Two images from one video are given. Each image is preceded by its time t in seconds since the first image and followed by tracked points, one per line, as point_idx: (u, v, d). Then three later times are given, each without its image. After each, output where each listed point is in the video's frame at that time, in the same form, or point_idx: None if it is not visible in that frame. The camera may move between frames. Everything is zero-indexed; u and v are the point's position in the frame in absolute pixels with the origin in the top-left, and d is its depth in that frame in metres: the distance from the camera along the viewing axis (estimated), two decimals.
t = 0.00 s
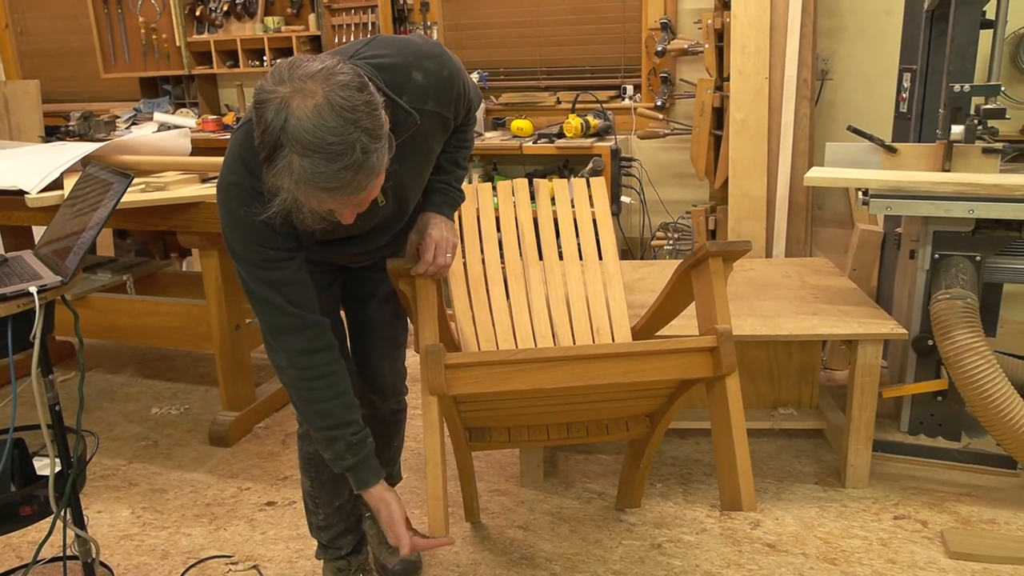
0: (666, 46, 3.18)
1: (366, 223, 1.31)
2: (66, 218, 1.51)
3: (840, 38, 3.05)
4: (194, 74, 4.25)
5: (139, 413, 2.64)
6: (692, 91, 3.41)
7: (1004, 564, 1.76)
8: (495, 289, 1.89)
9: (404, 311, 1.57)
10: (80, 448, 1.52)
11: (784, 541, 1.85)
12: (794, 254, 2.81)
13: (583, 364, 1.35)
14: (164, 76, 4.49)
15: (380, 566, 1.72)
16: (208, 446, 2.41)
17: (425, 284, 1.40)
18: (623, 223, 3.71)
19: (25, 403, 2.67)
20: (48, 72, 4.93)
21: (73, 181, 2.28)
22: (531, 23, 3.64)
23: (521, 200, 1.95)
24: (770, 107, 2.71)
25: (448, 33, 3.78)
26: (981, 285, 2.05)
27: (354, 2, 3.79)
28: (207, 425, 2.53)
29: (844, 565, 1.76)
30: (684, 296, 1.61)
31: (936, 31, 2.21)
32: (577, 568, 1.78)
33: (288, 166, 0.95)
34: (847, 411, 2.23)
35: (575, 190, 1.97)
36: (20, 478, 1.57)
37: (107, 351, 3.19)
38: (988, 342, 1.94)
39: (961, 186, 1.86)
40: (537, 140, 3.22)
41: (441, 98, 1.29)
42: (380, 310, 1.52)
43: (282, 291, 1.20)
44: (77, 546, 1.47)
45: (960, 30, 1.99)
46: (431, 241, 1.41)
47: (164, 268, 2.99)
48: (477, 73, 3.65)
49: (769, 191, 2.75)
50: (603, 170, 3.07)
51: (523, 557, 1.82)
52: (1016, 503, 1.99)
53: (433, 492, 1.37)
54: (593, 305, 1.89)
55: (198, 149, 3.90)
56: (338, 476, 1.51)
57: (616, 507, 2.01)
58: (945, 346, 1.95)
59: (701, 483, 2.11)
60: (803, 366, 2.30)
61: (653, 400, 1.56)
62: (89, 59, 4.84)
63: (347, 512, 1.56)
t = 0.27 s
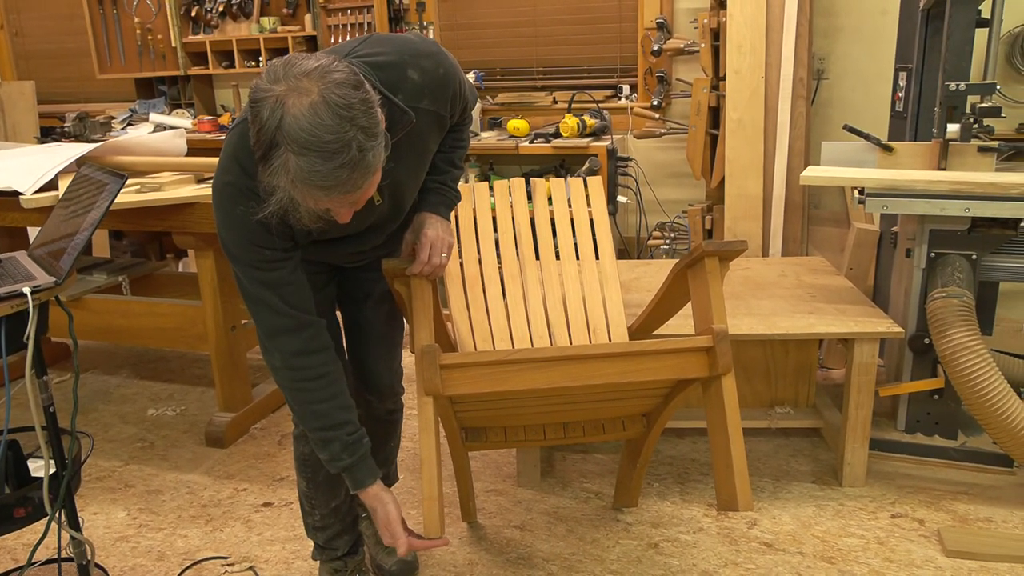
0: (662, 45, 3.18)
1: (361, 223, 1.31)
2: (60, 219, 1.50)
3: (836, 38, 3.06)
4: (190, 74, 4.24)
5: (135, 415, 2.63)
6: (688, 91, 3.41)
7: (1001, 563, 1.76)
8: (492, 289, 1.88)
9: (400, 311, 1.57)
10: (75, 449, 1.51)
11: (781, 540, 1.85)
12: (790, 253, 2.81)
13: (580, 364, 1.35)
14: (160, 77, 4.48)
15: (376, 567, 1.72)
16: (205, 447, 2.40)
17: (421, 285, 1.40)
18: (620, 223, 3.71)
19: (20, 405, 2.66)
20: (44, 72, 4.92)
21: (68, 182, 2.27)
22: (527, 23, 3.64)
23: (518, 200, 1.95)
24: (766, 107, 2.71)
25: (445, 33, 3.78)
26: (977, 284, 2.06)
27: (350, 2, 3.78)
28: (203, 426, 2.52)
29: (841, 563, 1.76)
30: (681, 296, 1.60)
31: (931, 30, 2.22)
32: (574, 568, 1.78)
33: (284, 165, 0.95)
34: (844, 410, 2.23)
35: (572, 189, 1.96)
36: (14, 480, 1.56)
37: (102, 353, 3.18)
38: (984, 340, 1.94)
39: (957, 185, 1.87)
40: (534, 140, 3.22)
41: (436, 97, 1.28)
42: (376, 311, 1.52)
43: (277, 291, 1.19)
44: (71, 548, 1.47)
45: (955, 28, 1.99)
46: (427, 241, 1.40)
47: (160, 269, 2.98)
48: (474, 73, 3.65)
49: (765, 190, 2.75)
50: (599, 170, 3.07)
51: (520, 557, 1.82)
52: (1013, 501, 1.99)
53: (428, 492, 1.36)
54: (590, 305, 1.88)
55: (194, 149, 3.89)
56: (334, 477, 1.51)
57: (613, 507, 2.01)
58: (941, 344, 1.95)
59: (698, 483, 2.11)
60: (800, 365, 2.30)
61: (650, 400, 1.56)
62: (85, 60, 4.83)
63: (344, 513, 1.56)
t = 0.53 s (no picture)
0: (656, 44, 3.17)
1: (356, 222, 1.30)
2: (53, 221, 1.49)
3: (830, 34, 3.05)
4: (183, 75, 4.23)
5: (130, 416, 2.62)
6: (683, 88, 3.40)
7: (997, 558, 1.76)
8: (488, 288, 1.88)
9: (396, 311, 1.56)
10: (69, 451, 1.49)
11: (778, 537, 1.85)
12: (786, 250, 2.81)
13: (577, 364, 1.34)
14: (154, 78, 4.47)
15: (373, 567, 1.71)
16: (200, 449, 2.39)
17: (417, 285, 1.39)
18: (615, 221, 3.71)
19: (15, 407, 2.65)
20: (37, 74, 4.91)
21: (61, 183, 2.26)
22: (521, 21, 3.64)
23: (514, 199, 1.95)
24: (760, 104, 2.71)
25: (439, 32, 3.77)
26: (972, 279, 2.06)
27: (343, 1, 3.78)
28: (198, 427, 2.52)
29: (838, 560, 1.76)
30: (678, 294, 1.60)
31: (925, 26, 2.22)
32: (571, 566, 1.78)
33: (277, 165, 0.94)
34: (840, 407, 2.23)
35: (568, 188, 1.96)
36: (8, 482, 1.52)
37: (97, 355, 3.17)
38: (979, 336, 1.94)
39: (952, 180, 1.87)
40: (528, 138, 3.22)
41: (431, 96, 1.28)
42: (371, 311, 1.51)
43: (270, 292, 1.19)
44: (66, 550, 1.46)
45: (949, 24, 1.99)
46: (422, 241, 1.40)
47: (155, 270, 2.97)
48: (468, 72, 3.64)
49: (760, 187, 2.75)
50: (594, 168, 3.07)
51: (517, 556, 1.82)
52: (1009, 496, 1.99)
53: (427, 491, 1.35)
54: (586, 304, 1.88)
55: (188, 150, 3.88)
56: (330, 477, 1.50)
57: (610, 505, 2.01)
58: (936, 340, 1.95)
59: (694, 480, 2.11)
60: (796, 362, 2.30)
61: (647, 398, 1.56)
62: (78, 61, 4.81)
63: (340, 513, 1.55)
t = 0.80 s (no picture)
0: (651, 40, 3.15)
1: (352, 220, 1.30)
2: (47, 221, 1.49)
3: (826, 31, 3.06)
4: (178, 74, 4.22)
5: (127, 416, 2.62)
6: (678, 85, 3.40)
7: (994, 553, 1.76)
8: (485, 286, 1.88)
9: (393, 309, 1.56)
10: (65, 451, 1.49)
11: (775, 533, 1.85)
12: (782, 246, 2.81)
13: (575, 362, 1.34)
14: (148, 77, 4.46)
15: (371, 566, 1.71)
16: (197, 448, 2.39)
17: (414, 282, 1.39)
18: (612, 219, 3.71)
19: (11, 408, 2.64)
20: (31, 73, 4.89)
21: (55, 183, 2.26)
22: (517, 19, 3.63)
23: (510, 196, 1.94)
24: (756, 101, 2.71)
25: (434, 30, 3.77)
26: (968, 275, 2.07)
27: None
28: (195, 427, 2.51)
29: (835, 556, 1.76)
30: (675, 291, 1.60)
31: (920, 22, 2.22)
32: (568, 564, 1.78)
33: (271, 161, 0.94)
34: (837, 403, 2.23)
35: (564, 185, 1.96)
36: (3, 483, 1.53)
37: (93, 355, 3.16)
38: (976, 332, 1.94)
39: (947, 176, 1.87)
40: (524, 136, 3.21)
41: (426, 93, 1.27)
42: (368, 309, 1.51)
43: (267, 289, 1.18)
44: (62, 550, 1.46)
45: (944, 20, 1.99)
46: (419, 238, 1.39)
47: (150, 270, 2.96)
48: (463, 70, 3.64)
49: (756, 184, 2.75)
50: (590, 165, 3.06)
51: (515, 554, 1.82)
52: (1005, 491, 2.00)
53: (425, 491, 1.34)
54: (583, 301, 1.88)
55: (183, 149, 3.87)
56: (328, 476, 1.50)
57: (608, 502, 2.00)
58: (932, 336, 1.96)
59: (692, 477, 2.11)
60: (793, 358, 2.30)
61: (645, 395, 1.56)
62: (72, 60, 4.80)
63: (338, 512, 1.55)
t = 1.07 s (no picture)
0: (649, 38, 3.14)
1: (349, 219, 1.30)
2: (42, 220, 1.48)
3: (823, 29, 3.06)
4: (175, 72, 4.21)
5: (123, 416, 2.61)
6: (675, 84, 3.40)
7: (990, 551, 1.76)
8: (482, 285, 1.88)
9: (389, 308, 1.56)
10: (61, 451, 1.49)
11: (772, 532, 1.86)
12: (779, 245, 2.81)
13: (572, 360, 1.34)
14: (145, 75, 4.45)
15: (368, 565, 1.70)
16: (194, 448, 2.39)
17: (411, 282, 1.39)
18: (609, 217, 3.71)
19: (7, 407, 2.64)
20: (27, 72, 4.88)
21: (52, 182, 2.25)
22: (514, 17, 3.63)
23: (506, 195, 1.94)
24: (753, 99, 2.71)
25: (431, 28, 3.76)
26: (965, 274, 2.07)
27: None
28: (192, 426, 2.51)
29: (832, 554, 1.76)
30: (672, 289, 1.60)
31: (917, 21, 2.22)
32: (566, 563, 1.78)
33: (270, 161, 0.94)
34: (834, 401, 2.23)
35: (561, 183, 1.96)
36: None
37: (90, 354, 3.16)
38: (972, 330, 1.95)
39: (944, 174, 1.87)
40: (521, 135, 3.21)
41: (423, 92, 1.27)
42: (365, 309, 1.51)
43: (265, 289, 1.18)
44: (59, 550, 1.45)
45: (940, 19, 1.99)
46: (416, 237, 1.39)
47: (147, 269, 2.96)
48: (461, 69, 3.63)
49: (753, 182, 2.75)
50: (588, 164, 3.06)
51: (512, 553, 1.82)
52: (1001, 489, 2.00)
53: (422, 490, 1.34)
54: (580, 300, 1.88)
55: (180, 148, 3.86)
56: (325, 476, 1.50)
57: (605, 501, 2.01)
58: (929, 334, 1.96)
59: (689, 476, 2.11)
60: (790, 357, 2.30)
61: (641, 393, 1.56)
62: (68, 59, 4.78)
63: (335, 511, 1.55)
